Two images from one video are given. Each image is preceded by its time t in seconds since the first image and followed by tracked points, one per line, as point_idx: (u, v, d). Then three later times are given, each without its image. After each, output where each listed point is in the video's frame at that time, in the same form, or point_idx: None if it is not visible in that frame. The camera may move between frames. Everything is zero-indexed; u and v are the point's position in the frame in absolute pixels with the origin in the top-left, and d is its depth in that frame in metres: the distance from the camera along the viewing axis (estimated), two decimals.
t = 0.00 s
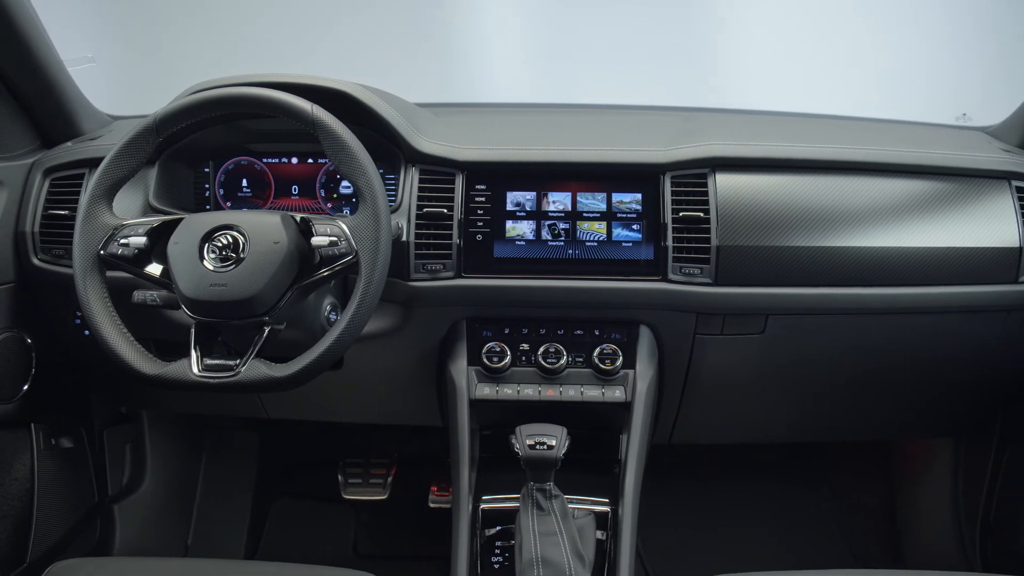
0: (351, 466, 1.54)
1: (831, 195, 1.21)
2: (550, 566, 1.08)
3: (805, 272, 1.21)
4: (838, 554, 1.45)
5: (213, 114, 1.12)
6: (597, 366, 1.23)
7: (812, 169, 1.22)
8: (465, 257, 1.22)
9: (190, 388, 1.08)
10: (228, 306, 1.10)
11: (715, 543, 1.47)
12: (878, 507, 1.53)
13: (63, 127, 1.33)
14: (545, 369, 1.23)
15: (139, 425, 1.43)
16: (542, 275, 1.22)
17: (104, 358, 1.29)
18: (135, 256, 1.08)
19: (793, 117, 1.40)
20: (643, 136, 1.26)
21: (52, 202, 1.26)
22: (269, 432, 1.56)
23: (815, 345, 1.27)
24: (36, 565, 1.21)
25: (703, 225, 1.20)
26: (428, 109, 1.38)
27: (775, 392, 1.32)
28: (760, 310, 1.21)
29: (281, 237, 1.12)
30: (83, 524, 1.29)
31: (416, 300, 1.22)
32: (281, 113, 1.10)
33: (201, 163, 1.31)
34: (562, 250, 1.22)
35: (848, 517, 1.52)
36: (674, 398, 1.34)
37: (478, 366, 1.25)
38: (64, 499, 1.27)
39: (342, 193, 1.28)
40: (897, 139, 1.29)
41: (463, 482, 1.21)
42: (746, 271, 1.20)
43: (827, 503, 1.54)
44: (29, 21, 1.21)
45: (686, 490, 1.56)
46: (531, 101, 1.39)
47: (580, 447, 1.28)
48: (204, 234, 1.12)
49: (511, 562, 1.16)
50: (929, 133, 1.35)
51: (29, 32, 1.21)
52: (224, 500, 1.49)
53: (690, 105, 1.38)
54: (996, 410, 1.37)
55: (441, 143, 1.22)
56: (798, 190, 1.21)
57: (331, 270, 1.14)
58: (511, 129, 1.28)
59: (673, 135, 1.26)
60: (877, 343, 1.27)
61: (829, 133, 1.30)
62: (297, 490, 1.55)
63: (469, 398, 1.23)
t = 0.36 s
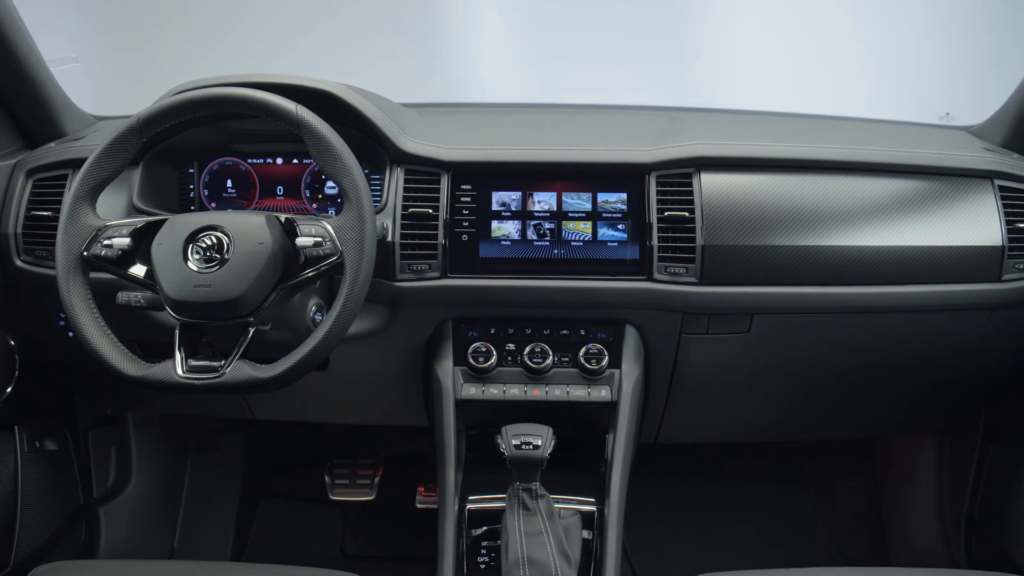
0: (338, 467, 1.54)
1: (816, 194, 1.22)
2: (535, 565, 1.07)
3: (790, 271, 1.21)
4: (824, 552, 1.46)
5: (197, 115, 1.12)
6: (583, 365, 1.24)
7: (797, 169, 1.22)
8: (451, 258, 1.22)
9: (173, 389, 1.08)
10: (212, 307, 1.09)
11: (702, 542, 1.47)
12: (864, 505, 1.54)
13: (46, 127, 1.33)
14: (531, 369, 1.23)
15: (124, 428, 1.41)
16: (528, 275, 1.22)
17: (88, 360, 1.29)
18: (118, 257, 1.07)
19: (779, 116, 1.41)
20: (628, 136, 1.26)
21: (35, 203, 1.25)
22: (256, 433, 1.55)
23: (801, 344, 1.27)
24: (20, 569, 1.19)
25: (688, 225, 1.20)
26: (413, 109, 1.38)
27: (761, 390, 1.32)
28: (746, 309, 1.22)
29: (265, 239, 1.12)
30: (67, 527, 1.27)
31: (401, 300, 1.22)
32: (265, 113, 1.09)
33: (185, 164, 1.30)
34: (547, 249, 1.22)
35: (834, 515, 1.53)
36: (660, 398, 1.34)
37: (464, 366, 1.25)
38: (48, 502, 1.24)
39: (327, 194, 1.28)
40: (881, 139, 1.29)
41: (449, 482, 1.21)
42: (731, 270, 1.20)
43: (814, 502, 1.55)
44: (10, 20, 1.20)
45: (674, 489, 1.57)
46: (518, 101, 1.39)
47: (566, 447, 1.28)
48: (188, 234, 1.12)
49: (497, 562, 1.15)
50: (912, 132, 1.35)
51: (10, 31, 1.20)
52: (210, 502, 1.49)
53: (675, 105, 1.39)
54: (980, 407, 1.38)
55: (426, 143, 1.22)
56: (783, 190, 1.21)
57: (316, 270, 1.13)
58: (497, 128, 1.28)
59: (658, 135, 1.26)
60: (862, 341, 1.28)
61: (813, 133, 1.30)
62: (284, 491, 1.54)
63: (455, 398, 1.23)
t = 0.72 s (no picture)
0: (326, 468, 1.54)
1: (802, 194, 1.22)
2: (522, 567, 1.08)
3: (777, 271, 1.21)
4: (812, 550, 1.46)
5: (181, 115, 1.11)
6: (569, 365, 1.24)
7: (782, 168, 1.22)
8: (437, 258, 1.22)
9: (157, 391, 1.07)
10: (198, 308, 1.09)
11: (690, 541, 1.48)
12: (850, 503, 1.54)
13: (29, 128, 1.32)
14: (517, 369, 1.23)
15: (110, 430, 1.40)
16: (514, 275, 1.22)
17: (73, 362, 1.28)
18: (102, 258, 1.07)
19: (764, 116, 1.41)
20: (614, 136, 1.26)
21: (18, 204, 1.24)
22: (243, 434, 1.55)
23: (787, 344, 1.28)
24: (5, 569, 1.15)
25: (674, 225, 1.20)
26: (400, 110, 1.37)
27: (748, 389, 1.33)
28: (733, 308, 1.22)
29: (251, 239, 1.11)
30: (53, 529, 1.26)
31: (387, 301, 1.22)
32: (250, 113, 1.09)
33: (170, 164, 1.29)
34: (534, 249, 1.22)
35: (821, 513, 1.53)
36: (647, 397, 1.34)
37: (451, 367, 1.25)
38: (32, 504, 1.22)
39: (313, 195, 1.28)
40: (866, 138, 1.30)
41: (436, 482, 1.21)
42: (717, 270, 1.20)
43: (801, 500, 1.55)
44: None
45: (662, 488, 1.57)
46: (504, 101, 1.39)
47: (553, 447, 1.28)
48: (173, 235, 1.11)
49: (484, 562, 1.15)
50: (897, 131, 1.36)
51: None
52: (197, 504, 1.48)
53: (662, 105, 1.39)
54: (966, 405, 1.39)
55: (412, 143, 1.22)
56: (769, 190, 1.22)
57: (302, 271, 1.13)
58: (483, 128, 1.28)
59: (645, 135, 1.27)
60: (849, 340, 1.28)
61: (799, 132, 1.31)
62: (272, 493, 1.54)
63: (442, 399, 1.23)
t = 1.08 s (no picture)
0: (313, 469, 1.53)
1: (789, 193, 1.22)
2: (509, 566, 1.08)
3: (764, 270, 1.22)
4: (798, 549, 1.47)
5: (165, 116, 1.11)
6: (557, 365, 1.24)
7: (769, 168, 1.23)
8: (424, 258, 1.22)
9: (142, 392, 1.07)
10: (183, 309, 1.08)
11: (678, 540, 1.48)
12: (838, 501, 1.55)
13: (13, 129, 1.31)
14: (505, 369, 1.23)
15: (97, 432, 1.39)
16: (501, 275, 1.22)
17: (58, 364, 1.27)
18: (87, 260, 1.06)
19: (751, 115, 1.41)
20: (601, 135, 1.26)
21: (2, 205, 1.24)
22: (231, 435, 1.54)
23: (774, 343, 1.28)
24: None
25: (661, 224, 1.20)
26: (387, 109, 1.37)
27: (735, 389, 1.33)
28: (719, 308, 1.22)
29: (237, 240, 1.11)
30: (38, 532, 1.25)
31: (375, 301, 1.22)
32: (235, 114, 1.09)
33: (156, 164, 1.29)
34: (521, 249, 1.22)
35: (809, 512, 1.54)
36: (635, 396, 1.35)
37: (438, 367, 1.24)
38: (18, 507, 1.21)
39: (300, 195, 1.28)
40: (853, 138, 1.30)
41: (423, 482, 1.20)
42: (704, 269, 1.21)
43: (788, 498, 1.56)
44: None
45: (650, 488, 1.57)
46: (491, 100, 1.39)
47: (541, 447, 1.29)
48: (158, 236, 1.11)
49: (472, 562, 1.15)
50: (883, 131, 1.37)
51: None
52: (185, 506, 1.47)
53: (648, 105, 1.39)
54: (953, 403, 1.40)
55: (399, 143, 1.22)
56: (756, 189, 1.22)
57: (288, 271, 1.13)
58: (470, 128, 1.28)
59: (632, 134, 1.27)
60: (835, 339, 1.29)
61: (786, 132, 1.31)
62: (260, 494, 1.53)
63: (429, 399, 1.22)
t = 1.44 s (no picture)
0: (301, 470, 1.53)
1: (775, 193, 1.23)
2: (497, 566, 1.08)
3: (751, 270, 1.22)
4: (786, 547, 1.48)
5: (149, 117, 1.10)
6: (544, 365, 1.24)
7: (755, 167, 1.23)
8: (411, 258, 1.22)
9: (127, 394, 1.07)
10: (169, 310, 1.08)
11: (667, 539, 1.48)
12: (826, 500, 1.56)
13: None
14: (492, 369, 1.23)
15: (83, 434, 1.38)
16: (488, 275, 1.22)
17: (43, 366, 1.26)
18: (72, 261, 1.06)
19: (738, 115, 1.42)
20: (588, 135, 1.26)
21: None
22: (219, 436, 1.54)
23: (761, 343, 1.28)
24: None
25: (647, 224, 1.20)
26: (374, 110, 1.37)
27: (722, 388, 1.33)
28: (706, 307, 1.22)
29: (223, 240, 1.11)
30: (24, 535, 1.24)
31: (361, 302, 1.22)
32: (220, 114, 1.08)
33: (142, 165, 1.28)
34: (508, 249, 1.22)
35: (797, 510, 1.55)
36: (622, 396, 1.35)
37: (426, 367, 1.24)
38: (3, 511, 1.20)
39: (286, 196, 1.27)
40: (839, 137, 1.31)
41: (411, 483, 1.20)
42: (691, 268, 1.21)
43: (775, 496, 1.57)
44: None
45: (639, 487, 1.58)
46: (478, 100, 1.39)
47: (529, 446, 1.29)
48: (144, 237, 1.10)
49: (459, 563, 1.15)
50: (869, 131, 1.37)
51: None
52: (172, 507, 1.47)
53: (635, 105, 1.39)
54: (940, 401, 1.40)
55: (385, 143, 1.21)
56: (743, 189, 1.22)
57: (275, 272, 1.13)
58: (456, 128, 1.28)
59: (618, 134, 1.27)
60: (822, 338, 1.29)
61: (772, 131, 1.31)
62: (248, 496, 1.53)
63: (417, 399, 1.22)
